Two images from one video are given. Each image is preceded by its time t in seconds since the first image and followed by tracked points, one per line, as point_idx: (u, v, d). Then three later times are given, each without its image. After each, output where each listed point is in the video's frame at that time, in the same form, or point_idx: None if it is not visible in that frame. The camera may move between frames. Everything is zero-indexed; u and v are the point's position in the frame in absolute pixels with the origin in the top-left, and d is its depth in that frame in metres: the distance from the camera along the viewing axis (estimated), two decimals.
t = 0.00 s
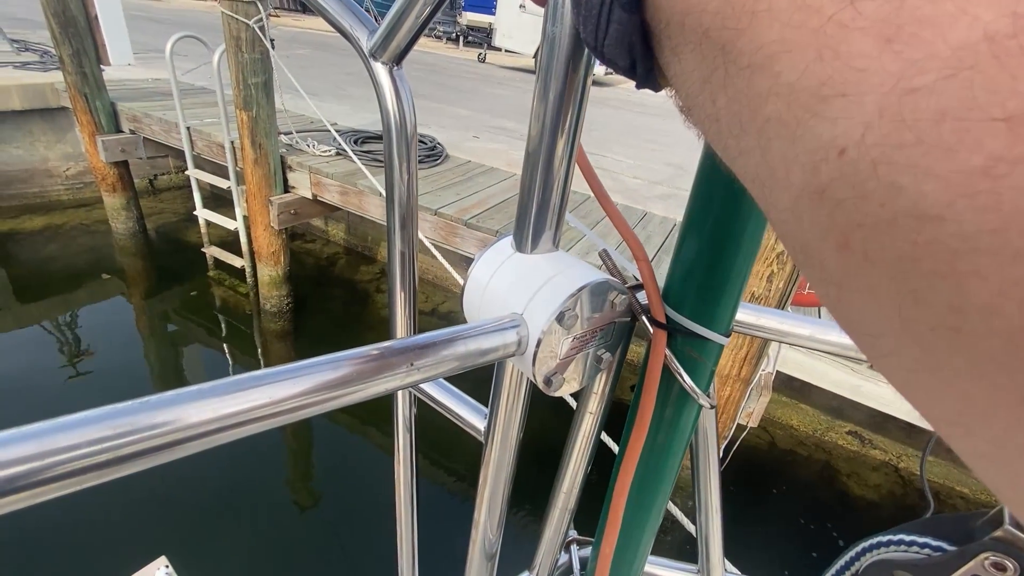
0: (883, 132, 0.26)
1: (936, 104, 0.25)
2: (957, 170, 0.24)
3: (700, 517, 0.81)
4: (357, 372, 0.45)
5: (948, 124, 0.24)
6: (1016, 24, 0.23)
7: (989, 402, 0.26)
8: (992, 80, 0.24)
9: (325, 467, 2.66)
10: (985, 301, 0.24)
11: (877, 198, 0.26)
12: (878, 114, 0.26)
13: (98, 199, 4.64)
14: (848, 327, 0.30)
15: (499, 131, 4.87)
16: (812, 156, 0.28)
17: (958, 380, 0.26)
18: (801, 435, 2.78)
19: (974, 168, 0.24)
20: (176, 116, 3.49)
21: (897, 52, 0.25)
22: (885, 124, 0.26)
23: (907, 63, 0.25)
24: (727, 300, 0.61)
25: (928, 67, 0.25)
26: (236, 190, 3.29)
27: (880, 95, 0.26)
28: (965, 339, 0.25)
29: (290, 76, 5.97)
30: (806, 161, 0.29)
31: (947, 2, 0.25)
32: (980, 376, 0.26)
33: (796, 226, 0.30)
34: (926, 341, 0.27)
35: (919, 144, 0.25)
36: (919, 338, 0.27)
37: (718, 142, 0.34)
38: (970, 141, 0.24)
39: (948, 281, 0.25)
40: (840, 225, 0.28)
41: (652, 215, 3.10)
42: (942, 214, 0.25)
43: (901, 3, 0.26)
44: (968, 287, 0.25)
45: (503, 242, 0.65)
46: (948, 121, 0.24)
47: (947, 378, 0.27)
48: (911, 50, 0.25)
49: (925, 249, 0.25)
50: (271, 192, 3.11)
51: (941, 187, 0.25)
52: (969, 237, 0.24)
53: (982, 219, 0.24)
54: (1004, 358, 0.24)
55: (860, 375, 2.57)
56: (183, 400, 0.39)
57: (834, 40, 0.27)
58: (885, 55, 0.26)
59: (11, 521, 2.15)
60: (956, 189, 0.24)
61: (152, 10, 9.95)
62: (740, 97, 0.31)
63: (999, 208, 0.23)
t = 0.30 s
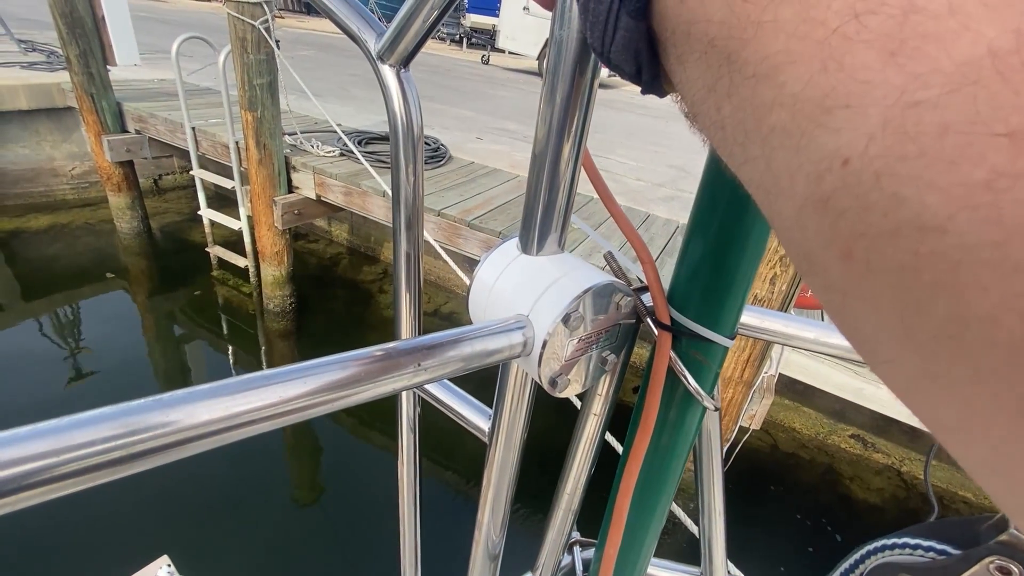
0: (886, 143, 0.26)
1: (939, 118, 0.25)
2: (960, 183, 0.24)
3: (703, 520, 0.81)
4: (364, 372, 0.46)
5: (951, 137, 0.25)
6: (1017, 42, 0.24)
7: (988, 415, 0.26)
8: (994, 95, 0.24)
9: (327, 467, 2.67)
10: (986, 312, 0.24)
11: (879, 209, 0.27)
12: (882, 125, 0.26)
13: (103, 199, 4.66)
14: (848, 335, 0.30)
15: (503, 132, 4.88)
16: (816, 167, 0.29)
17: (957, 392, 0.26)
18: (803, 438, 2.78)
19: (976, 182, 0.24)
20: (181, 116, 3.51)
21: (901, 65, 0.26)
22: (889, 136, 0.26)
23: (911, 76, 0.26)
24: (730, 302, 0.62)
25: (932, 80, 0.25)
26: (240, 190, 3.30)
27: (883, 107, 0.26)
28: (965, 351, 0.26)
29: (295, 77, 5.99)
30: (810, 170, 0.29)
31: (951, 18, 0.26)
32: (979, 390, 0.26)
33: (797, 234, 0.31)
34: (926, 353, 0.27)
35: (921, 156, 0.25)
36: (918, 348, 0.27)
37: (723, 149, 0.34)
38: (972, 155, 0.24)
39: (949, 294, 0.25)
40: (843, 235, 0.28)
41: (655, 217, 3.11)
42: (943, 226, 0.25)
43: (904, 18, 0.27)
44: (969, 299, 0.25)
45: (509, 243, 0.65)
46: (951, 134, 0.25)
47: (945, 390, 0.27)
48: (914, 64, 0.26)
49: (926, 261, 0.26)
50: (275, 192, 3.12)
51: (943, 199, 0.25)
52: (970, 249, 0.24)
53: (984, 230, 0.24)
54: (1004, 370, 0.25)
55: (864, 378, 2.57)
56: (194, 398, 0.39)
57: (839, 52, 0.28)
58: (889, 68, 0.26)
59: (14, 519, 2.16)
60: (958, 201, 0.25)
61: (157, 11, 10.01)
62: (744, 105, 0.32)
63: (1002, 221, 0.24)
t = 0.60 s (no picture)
0: (889, 157, 0.26)
1: (942, 133, 0.25)
2: (962, 200, 0.24)
3: (705, 523, 0.81)
4: (366, 378, 0.46)
5: (955, 153, 0.25)
6: None
7: (987, 437, 0.26)
8: (1001, 110, 0.24)
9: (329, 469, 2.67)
10: (987, 332, 0.24)
11: (880, 224, 0.27)
12: (883, 139, 0.26)
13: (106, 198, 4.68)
14: (845, 347, 0.30)
15: (505, 132, 4.89)
16: (819, 179, 0.28)
17: (957, 409, 0.26)
18: (806, 440, 2.77)
19: (980, 200, 0.24)
20: (184, 116, 3.52)
21: (906, 77, 0.26)
22: (892, 150, 0.26)
23: (916, 88, 0.25)
24: (735, 307, 0.62)
25: (936, 94, 0.25)
26: (243, 190, 3.31)
27: (886, 120, 0.26)
28: (966, 371, 0.25)
29: (297, 77, 6.01)
30: (810, 182, 0.29)
31: (958, 31, 0.25)
32: (981, 412, 0.25)
33: (797, 246, 0.30)
34: (924, 370, 0.27)
35: (923, 171, 0.25)
36: (918, 366, 0.27)
37: (724, 158, 0.34)
38: (975, 172, 0.24)
39: (950, 309, 0.25)
40: (842, 248, 0.28)
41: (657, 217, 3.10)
42: (946, 242, 0.25)
43: (912, 30, 0.26)
44: (969, 318, 0.25)
45: (512, 247, 0.66)
46: (955, 149, 0.25)
47: (946, 409, 0.27)
48: (919, 77, 0.25)
49: (929, 277, 0.26)
50: (278, 192, 3.13)
51: (945, 215, 0.25)
52: (973, 267, 0.24)
53: (985, 249, 0.24)
54: (1008, 391, 0.24)
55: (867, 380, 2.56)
56: (194, 405, 0.39)
57: (843, 62, 0.27)
58: (894, 81, 0.26)
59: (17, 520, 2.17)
60: (961, 218, 0.24)
61: (162, 11, 10.04)
62: (745, 115, 0.32)
63: (1003, 240, 0.24)
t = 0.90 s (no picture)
0: (870, 164, 0.26)
1: (923, 139, 0.25)
2: (943, 210, 0.24)
3: (703, 524, 0.81)
4: (358, 378, 0.46)
5: (935, 161, 0.24)
6: (1008, 65, 0.24)
7: (961, 453, 0.26)
8: (983, 119, 0.24)
9: (328, 469, 2.68)
10: (965, 346, 0.24)
11: (859, 232, 0.26)
12: (865, 145, 0.26)
13: (107, 197, 4.69)
14: (828, 357, 0.30)
15: (506, 132, 4.89)
16: (803, 186, 0.28)
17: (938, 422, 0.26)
18: (806, 440, 2.78)
19: (958, 209, 0.24)
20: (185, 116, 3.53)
21: (888, 83, 0.25)
22: (873, 156, 0.26)
23: (900, 95, 0.25)
24: (732, 307, 0.62)
25: (917, 101, 0.25)
26: (244, 189, 3.31)
27: (868, 126, 0.26)
28: (943, 384, 0.25)
29: (299, 77, 6.02)
30: (793, 189, 0.29)
31: (942, 37, 0.25)
32: (955, 427, 0.25)
33: (781, 251, 0.30)
34: (901, 382, 0.27)
35: (904, 178, 0.25)
36: (897, 378, 0.27)
37: (711, 161, 0.34)
38: (954, 181, 0.24)
39: (928, 321, 0.25)
40: (823, 256, 0.28)
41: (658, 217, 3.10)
42: (924, 252, 0.25)
43: (895, 35, 0.26)
44: (948, 331, 0.25)
45: (509, 247, 0.66)
46: (935, 157, 0.24)
47: (922, 423, 0.27)
48: (903, 83, 0.25)
49: (909, 287, 0.25)
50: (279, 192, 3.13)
51: (925, 225, 0.25)
52: (950, 277, 0.24)
53: (964, 260, 0.24)
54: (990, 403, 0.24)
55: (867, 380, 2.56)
56: (184, 406, 0.39)
57: (829, 67, 0.27)
58: (877, 86, 0.26)
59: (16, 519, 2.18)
60: (939, 229, 0.24)
61: (164, 11, 10.05)
62: (730, 118, 0.32)
63: (981, 251, 0.23)
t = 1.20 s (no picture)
0: (868, 163, 0.25)
1: (922, 138, 0.24)
2: (941, 210, 0.24)
3: (702, 525, 0.81)
4: (351, 380, 0.46)
5: (934, 161, 0.24)
6: (1010, 62, 0.23)
7: (959, 460, 0.25)
8: (984, 117, 0.23)
9: (328, 469, 2.68)
10: (964, 350, 0.24)
11: (856, 234, 0.26)
12: (863, 144, 0.25)
13: (107, 197, 4.69)
14: (827, 359, 0.30)
15: (507, 132, 4.89)
16: (801, 186, 0.28)
17: (937, 426, 0.26)
18: (806, 440, 2.78)
19: (958, 210, 0.23)
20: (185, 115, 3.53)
21: (886, 81, 0.25)
22: (871, 155, 0.25)
23: (899, 93, 0.25)
24: (730, 308, 0.62)
25: (916, 99, 0.24)
26: (244, 189, 3.31)
27: (865, 125, 0.25)
28: (941, 389, 0.25)
29: (299, 77, 6.02)
30: (790, 189, 0.29)
31: (941, 35, 0.24)
32: (955, 434, 0.25)
33: (778, 252, 0.30)
34: (900, 387, 0.27)
35: (902, 178, 0.24)
36: (895, 384, 0.27)
37: (707, 160, 0.34)
38: (954, 182, 0.24)
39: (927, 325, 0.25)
40: (821, 257, 0.28)
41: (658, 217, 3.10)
42: (923, 254, 0.24)
43: (894, 32, 0.25)
44: (947, 334, 0.24)
45: (505, 247, 0.65)
46: (934, 156, 0.24)
47: (922, 427, 0.26)
48: (899, 81, 0.25)
49: (907, 289, 0.25)
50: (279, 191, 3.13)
51: (923, 227, 0.24)
52: (949, 280, 0.24)
53: (964, 263, 0.23)
54: (988, 407, 0.24)
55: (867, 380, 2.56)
56: (175, 408, 0.39)
57: (827, 65, 0.27)
58: (874, 84, 0.25)
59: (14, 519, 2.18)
60: (938, 230, 0.24)
61: (166, 11, 10.04)
62: (725, 118, 0.32)
63: (982, 252, 0.23)
